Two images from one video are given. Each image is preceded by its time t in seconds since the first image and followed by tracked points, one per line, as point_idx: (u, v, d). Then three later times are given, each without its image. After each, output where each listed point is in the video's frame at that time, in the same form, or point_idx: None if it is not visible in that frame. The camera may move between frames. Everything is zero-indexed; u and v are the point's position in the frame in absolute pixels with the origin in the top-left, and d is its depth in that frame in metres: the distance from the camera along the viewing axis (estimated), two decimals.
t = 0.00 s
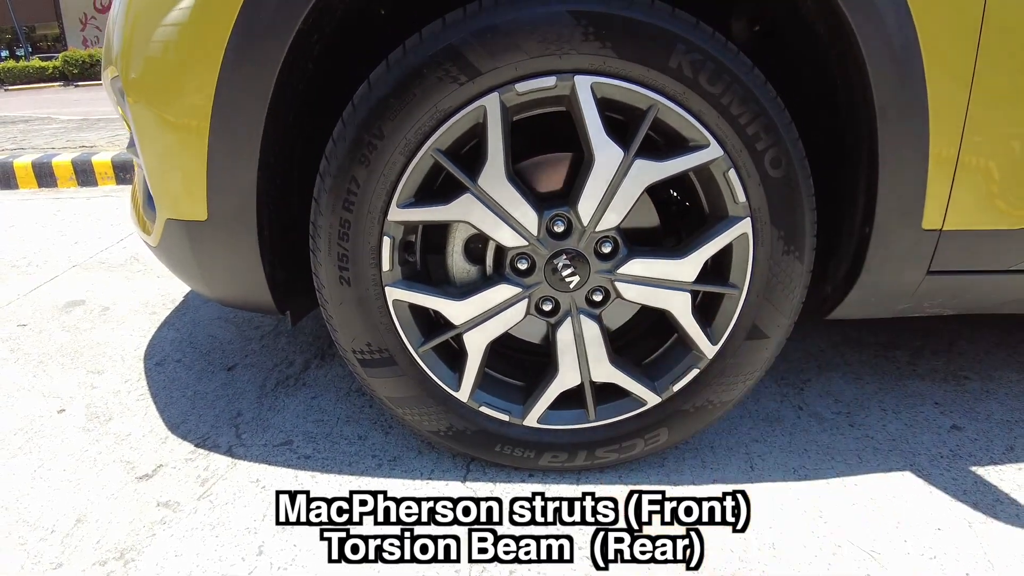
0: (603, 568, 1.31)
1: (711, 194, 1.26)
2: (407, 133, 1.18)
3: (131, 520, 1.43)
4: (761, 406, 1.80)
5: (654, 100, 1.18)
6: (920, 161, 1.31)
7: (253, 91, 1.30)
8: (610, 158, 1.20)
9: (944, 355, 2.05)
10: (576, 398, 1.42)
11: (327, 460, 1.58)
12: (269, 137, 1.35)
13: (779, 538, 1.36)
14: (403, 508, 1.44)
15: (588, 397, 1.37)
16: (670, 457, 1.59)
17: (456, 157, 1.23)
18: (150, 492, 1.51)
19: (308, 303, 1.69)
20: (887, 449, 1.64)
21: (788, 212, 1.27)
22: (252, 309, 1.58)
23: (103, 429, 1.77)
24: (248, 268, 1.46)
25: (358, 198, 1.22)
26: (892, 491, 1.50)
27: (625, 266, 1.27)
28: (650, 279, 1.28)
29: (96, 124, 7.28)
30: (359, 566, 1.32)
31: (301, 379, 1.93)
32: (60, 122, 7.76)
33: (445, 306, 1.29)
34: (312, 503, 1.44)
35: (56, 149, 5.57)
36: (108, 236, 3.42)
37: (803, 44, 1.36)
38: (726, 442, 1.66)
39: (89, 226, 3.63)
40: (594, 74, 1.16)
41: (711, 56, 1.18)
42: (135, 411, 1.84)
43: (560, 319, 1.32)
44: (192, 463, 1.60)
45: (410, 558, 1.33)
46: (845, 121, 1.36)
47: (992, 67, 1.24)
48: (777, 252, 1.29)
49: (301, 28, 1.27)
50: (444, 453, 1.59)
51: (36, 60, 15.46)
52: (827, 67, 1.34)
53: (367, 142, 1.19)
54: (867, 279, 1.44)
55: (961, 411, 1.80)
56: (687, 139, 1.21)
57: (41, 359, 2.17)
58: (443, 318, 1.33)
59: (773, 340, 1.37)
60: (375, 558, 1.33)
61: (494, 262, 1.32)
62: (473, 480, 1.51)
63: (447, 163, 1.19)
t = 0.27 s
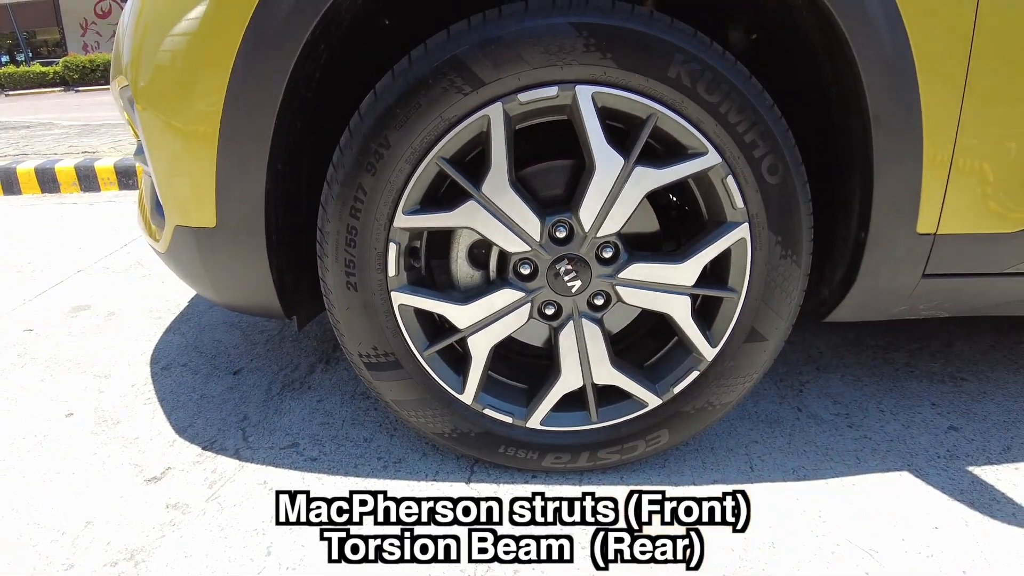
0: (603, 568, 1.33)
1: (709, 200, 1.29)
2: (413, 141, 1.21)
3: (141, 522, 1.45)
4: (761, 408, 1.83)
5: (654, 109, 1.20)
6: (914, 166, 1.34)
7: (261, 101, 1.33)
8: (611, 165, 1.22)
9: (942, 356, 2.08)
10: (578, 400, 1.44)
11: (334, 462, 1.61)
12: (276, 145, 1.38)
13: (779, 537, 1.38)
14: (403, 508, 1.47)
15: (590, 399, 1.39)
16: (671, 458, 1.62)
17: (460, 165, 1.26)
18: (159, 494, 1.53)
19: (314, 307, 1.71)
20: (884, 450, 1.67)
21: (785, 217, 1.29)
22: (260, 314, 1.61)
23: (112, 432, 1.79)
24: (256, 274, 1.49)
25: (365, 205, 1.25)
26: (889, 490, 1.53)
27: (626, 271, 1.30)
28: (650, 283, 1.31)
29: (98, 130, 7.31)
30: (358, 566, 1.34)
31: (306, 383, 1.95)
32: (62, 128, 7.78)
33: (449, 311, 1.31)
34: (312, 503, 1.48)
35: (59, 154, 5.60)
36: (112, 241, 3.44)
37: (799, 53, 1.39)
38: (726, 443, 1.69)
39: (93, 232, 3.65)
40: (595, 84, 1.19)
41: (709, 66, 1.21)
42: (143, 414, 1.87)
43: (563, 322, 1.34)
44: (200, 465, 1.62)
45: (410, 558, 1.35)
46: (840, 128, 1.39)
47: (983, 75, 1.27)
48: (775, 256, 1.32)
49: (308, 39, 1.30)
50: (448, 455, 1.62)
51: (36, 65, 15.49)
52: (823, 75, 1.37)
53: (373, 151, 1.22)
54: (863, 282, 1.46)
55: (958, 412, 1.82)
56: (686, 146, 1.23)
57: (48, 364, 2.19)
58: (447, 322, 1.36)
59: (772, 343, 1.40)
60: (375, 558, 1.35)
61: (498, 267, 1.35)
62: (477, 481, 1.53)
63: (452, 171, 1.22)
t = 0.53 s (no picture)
0: (603, 568, 1.33)
1: (708, 201, 1.30)
2: (413, 143, 1.21)
3: (142, 524, 1.45)
4: (760, 409, 1.83)
5: (653, 111, 1.21)
6: (913, 166, 1.35)
7: (261, 104, 1.34)
8: (610, 167, 1.23)
9: (941, 357, 2.08)
10: (578, 401, 1.45)
11: (334, 464, 1.61)
12: (277, 148, 1.39)
13: (779, 538, 1.38)
14: (404, 508, 1.47)
15: (590, 400, 1.40)
16: (671, 459, 1.62)
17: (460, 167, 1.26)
18: (160, 496, 1.54)
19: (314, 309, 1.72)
20: (884, 450, 1.67)
21: (784, 218, 1.30)
22: (260, 316, 1.61)
23: (113, 434, 1.79)
24: (256, 277, 1.50)
25: (365, 207, 1.25)
26: (889, 491, 1.53)
27: (625, 272, 1.30)
28: (649, 284, 1.31)
29: (98, 133, 7.33)
30: (358, 565, 1.35)
31: (306, 385, 1.96)
32: (62, 132, 7.79)
33: (450, 312, 1.32)
34: (312, 503, 1.48)
35: (59, 158, 5.61)
36: (112, 244, 3.45)
37: (797, 55, 1.39)
38: (725, 444, 1.69)
39: (93, 235, 3.65)
40: (594, 86, 1.19)
41: (707, 68, 1.21)
42: (143, 417, 1.87)
43: (562, 323, 1.34)
44: (200, 468, 1.63)
45: (409, 558, 1.36)
46: (839, 129, 1.40)
47: (981, 75, 1.27)
48: (774, 257, 1.32)
49: (308, 42, 1.31)
50: (448, 457, 1.62)
51: (37, 69, 15.53)
52: (821, 77, 1.38)
53: (374, 153, 1.22)
54: (862, 283, 1.47)
55: (957, 412, 1.83)
56: (685, 147, 1.24)
57: (48, 367, 2.19)
58: (447, 323, 1.36)
59: (771, 343, 1.40)
60: (375, 558, 1.36)
61: (497, 269, 1.35)
62: (477, 483, 1.54)
63: (452, 173, 1.23)
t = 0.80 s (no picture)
0: (603, 568, 1.33)
1: (706, 202, 1.29)
2: (411, 145, 1.21)
3: (140, 527, 1.45)
4: (760, 410, 1.83)
5: (650, 111, 1.21)
6: (911, 166, 1.34)
7: (259, 106, 1.34)
8: (608, 168, 1.23)
9: (941, 357, 2.08)
10: (577, 402, 1.44)
11: (332, 466, 1.61)
12: (275, 150, 1.39)
13: (779, 539, 1.38)
14: (403, 508, 1.47)
15: (589, 401, 1.39)
16: (670, 460, 1.62)
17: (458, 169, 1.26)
18: (158, 499, 1.53)
19: (313, 311, 1.72)
20: (884, 451, 1.67)
21: (782, 219, 1.30)
22: (259, 318, 1.61)
23: (112, 437, 1.79)
24: (254, 279, 1.49)
25: (362, 208, 1.25)
26: (889, 491, 1.53)
27: (624, 273, 1.30)
28: (648, 285, 1.31)
29: (98, 136, 7.34)
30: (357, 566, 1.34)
31: (305, 388, 1.95)
32: (62, 135, 7.79)
33: (448, 314, 1.31)
34: (311, 505, 1.48)
35: (59, 161, 5.61)
36: (111, 247, 3.45)
37: (795, 55, 1.39)
38: (725, 445, 1.68)
39: (92, 237, 3.65)
40: (591, 86, 1.19)
41: (705, 68, 1.21)
42: (142, 419, 1.87)
43: (561, 325, 1.34)
44: (199, 470, 1.62)
45: (409, 558, 1.36)
46: (837, 129, 1.40)
47: (979, 75, 1.27)
48: (772, 258, 1.32)
49: (306, 44, 1.31)
50: (447, 459, 1.62)
51: (37, 72, 15.55)
52: (819, 77, 1.38)
53: (371, 155, 1.22)
54: (861, 283, 1.46)
55: (957, 412, 1.82)
56: (683, 148, 1.24)
57: (47, 369, 2.19)
58: (445, 325, 1.36)
59: (770, 344, 1.40)
60: (375, 558, 1.36)
61: (495, 270, 1.35)
62: (476, 485, 1.53)
63: (450, 175, 1.23)
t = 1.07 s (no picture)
0: (603, 568, 1.32)
1: (709, 200, 1.29)
2: (412, 143, 1.21)
3: (139, 529, 1.44)
4: (763, 410, 1.82)
5: (652, 109, 1.20)
6: (914, 164, 1.34)
7: (259, 105, 1.33)
8: (610, 166, 1.22)
9: (944, 356, 2.07)
10: (579, 402, 1.44)
11: (333, 467, 1.60)
12: (274, 150, 1.38)
13: (783, 539, 1.37)
14: (404, 508, 1.47)
15: (591, 401, 1.39)
16: (673, 460, 1.61)
17: (459, 167, 1.25)
18: (158, 500, 1.53)
19: (314, 312, 1.71)
20: (888, 450, 1.66)
21: (785, 217, 1.29)
22: (259, 318, 1.60)
23: (111, 438, 1.78)
24: (255, 279, 1.49)
25: (363, 207, 1.24)
26: (893, 491, 1.52)
27: (626, 272, 1.30)
28: (651, 284, 1.30)
29: (98, 138, 7.33)
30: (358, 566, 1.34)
31: (306, 388, 1.95)
32: (62, 137, 7.78)
33: (449, 313, 1.31)
34: (312, 506, 1.47)
35: (58, 163, 5.60)
36: (111, 248, 3.44)
37: (797, 53, 1.39)
38: (728, 445, 1.68)
39: (92, 239, 3.64)
40: (593, 84, 1.18)
41: (707, 65, 1.21)
42: (142, 420, 1.86)
43: (563, 324, 1.34)
44: (199, 471, 1.62)
45: (409, 559, 1.35)
46: (839, 127, 1.39)
47: (982, 73, 1.27)
48: (775, 256, 1.31)
49: (306, 43, 1.30)
50: (449, 459, 1.61)
51: (37, 75, 15.55)
52: (821, 75, 1.37)
53: (372, 153, 1.22)
54: (864, 282, 1.46)
55: (960, 412, 1.81)
56: (685, 146, 1.23)
57: (47, 371, 2.18)
58: (447, 324, 1.35)
59: (773, 343, 1.39)
60: (375, 558, 1.35)
61: (497, 270, 1.34)
62: (478, 485, 1.53)
63: (451, 173, 1.22)
